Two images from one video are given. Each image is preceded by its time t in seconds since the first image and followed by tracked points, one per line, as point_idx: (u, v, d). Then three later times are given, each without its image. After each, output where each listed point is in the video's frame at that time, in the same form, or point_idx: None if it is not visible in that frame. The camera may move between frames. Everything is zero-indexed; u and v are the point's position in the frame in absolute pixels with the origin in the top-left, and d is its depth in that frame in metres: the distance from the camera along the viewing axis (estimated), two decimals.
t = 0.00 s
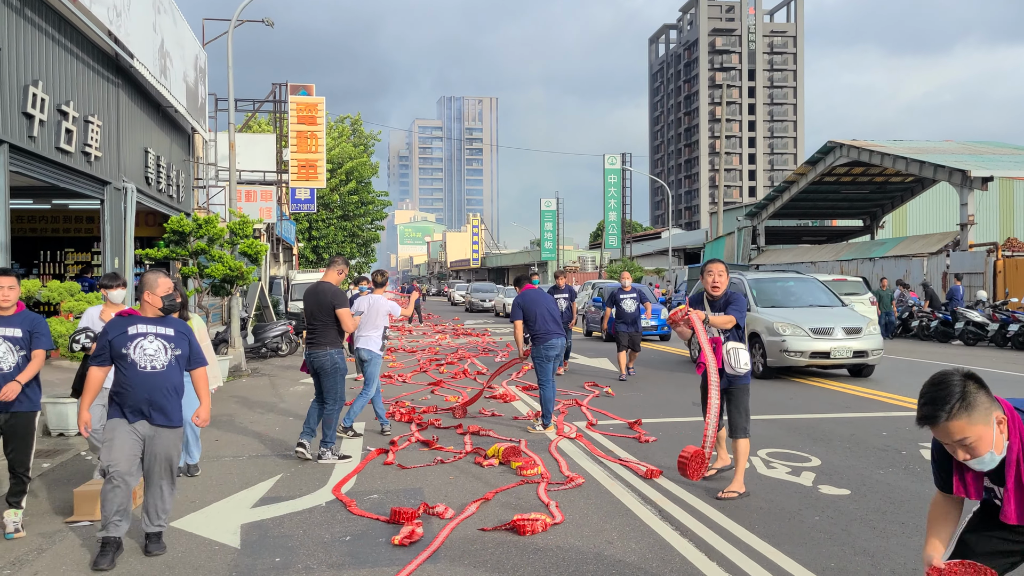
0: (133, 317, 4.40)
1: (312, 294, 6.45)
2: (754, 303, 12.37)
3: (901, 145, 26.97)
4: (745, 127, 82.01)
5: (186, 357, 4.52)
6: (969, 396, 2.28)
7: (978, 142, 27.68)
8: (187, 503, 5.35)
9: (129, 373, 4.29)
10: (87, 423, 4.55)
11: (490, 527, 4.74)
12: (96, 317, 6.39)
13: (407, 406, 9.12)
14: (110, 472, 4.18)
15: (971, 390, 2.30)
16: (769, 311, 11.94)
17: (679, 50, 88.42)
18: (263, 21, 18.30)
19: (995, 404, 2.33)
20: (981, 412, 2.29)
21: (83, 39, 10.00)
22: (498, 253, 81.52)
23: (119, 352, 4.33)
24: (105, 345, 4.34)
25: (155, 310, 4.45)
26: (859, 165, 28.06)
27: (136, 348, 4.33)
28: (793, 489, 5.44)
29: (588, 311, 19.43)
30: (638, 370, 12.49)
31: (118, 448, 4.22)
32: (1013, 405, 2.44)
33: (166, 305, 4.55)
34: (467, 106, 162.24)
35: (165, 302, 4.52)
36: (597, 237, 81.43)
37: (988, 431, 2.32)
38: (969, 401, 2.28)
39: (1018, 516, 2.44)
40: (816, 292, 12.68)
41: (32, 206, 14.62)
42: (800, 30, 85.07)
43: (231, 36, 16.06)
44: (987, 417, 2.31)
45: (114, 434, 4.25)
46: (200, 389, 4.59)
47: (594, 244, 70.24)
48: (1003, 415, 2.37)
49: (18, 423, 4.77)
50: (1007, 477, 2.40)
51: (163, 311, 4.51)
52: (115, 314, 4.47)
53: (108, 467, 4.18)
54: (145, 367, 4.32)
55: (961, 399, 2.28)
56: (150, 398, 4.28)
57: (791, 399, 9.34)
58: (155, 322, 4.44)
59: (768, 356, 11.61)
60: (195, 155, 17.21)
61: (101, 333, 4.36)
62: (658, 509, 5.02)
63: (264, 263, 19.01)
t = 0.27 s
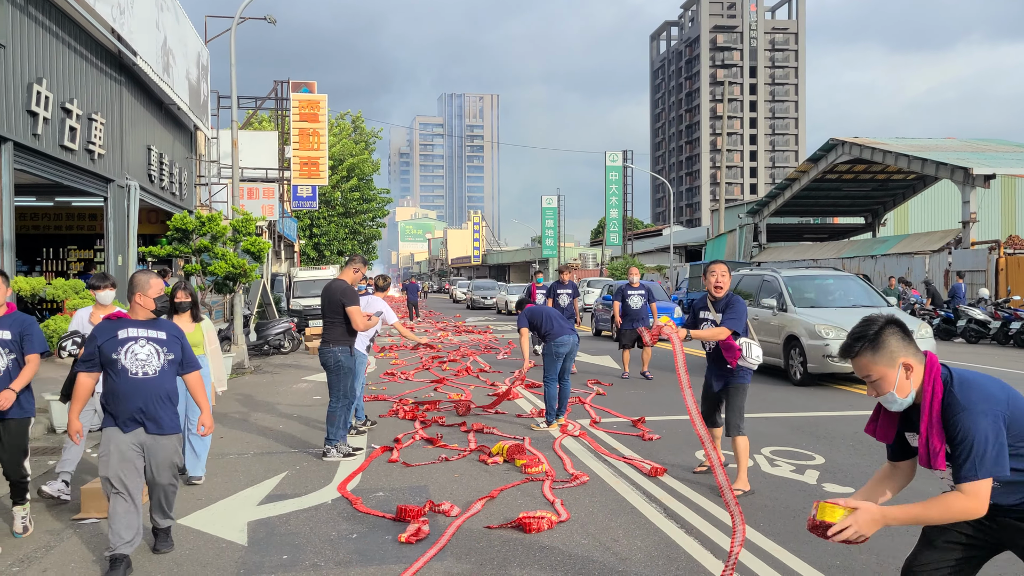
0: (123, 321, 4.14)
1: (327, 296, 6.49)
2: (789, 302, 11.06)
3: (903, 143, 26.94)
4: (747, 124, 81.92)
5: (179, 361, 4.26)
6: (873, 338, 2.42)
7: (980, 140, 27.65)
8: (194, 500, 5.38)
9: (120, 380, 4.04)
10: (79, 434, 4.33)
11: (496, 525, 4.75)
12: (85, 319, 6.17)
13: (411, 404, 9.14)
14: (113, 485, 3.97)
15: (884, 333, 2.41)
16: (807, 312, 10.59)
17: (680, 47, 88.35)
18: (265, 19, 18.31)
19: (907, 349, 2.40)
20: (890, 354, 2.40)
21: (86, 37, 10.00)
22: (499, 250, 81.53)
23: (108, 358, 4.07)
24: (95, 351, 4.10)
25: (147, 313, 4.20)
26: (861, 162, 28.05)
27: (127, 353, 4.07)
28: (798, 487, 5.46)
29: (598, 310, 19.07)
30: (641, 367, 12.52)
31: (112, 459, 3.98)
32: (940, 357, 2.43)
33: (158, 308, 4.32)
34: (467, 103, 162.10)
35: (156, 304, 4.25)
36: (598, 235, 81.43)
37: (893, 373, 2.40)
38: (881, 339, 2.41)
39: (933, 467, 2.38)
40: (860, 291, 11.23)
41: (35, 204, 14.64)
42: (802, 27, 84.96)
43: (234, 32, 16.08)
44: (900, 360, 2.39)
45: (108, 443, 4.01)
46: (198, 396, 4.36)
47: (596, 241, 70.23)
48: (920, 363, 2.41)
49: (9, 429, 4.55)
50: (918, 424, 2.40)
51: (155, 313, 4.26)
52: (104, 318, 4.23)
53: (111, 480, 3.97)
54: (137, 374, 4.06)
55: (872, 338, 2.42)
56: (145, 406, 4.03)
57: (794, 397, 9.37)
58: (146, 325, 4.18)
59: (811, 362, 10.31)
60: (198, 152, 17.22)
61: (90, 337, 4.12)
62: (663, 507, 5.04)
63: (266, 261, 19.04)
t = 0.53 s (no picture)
0: (129, 319, 4.15)
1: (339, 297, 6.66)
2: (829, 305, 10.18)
3: (903, 143, 27.00)
4: (748, 123, 81.97)
5: (183, 361, 4.29)
6: (807, 334, 2.62)
7: (981, 140, 27.70)
8: (203, 498, 5.46)
9: (127, 378, 4.05)
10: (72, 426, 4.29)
11: (501, 521, 4.83)
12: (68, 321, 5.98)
13: (414, 403, 9.23)
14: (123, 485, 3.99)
15: (820, 327, 2.61)
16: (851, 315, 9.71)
17: (680, 47, 88.44)
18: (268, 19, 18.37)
19: (840, 343, 2.60)
20: (823, 349, 2.59)
21: (92, 38, 10.09)
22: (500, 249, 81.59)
23: (114, 354, 4.07)
24: (98, 348, 4.08)
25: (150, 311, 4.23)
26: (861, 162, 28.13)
27: (133, 351, 4.08)
28: (797, 484, 5.55)
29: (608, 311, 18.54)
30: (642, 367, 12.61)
31: (120, 455, 4.00)
32: (876, 349, 2.63)
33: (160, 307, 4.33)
34: (468, 102, 162.16)
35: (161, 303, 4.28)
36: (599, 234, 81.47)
37: (827, 366, 2.61)
38: (813, 338, 2.61)
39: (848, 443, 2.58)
40: (905, 293, 10.29)
41: (40, 204, 14.71)
42: (802, 27, 85.03)
43: (238, 33, 16.17)
44: (831, 354, 2.60)
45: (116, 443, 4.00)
46: (194, 397, 4.38)
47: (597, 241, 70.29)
48: (854, 354, 2.60)
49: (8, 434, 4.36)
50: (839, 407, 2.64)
51: (158, 312, 4.28)
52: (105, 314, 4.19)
53: (122, 480, 3.98)
54: (144, 373, 4.09)
55: (806, 336, 2.63)
56: (154, 405, 4.04)
57: (794, 396, 9.47)
58: (151, 324, 4.19)
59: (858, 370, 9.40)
60: (201, 153, 17.31)
61: (94, 333, 4.08)
62: (663, 503, 5.14)
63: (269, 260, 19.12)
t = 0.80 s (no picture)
0: (154, 319, 4.10)
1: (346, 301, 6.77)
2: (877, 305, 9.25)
3: (903, 143, 27.10)
4: (748, 123, 82.07)
5: (206, 362, 4.23)
6: (780, 365, 2.72)
7: (981, 140, 27.79)
8: (214, 492, 5.57)
9: (152, 380, 3.99)
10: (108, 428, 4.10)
11: (507, 513, 4.96)
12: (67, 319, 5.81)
13: (419, 400, 9.35)
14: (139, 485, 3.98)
15: (793, 357, 2.72)
16: (903, 318, 8.78)
17: (681, 46, 88.57)
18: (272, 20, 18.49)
19: (814, 373, 2.69)
20: (798, 381, 2.68)
21: (100, 40, 10.19)
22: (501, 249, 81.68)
23: (140, 355, 4.02)
24: (125, 348, 4.03)
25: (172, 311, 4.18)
26: (861, 162, 28.24)
27: (160, 352, 4.05)
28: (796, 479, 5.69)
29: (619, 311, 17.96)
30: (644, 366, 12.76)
31: (138, 458, 3.95)
32: (848, 375, 2.74)
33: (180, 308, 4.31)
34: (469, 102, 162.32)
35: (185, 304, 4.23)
36: (600, 234, 81.58)
37: (805, 397, 2.69)
38: (787, 372, 2.70)
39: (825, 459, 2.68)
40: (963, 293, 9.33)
41: (46, 203, 14.83)
42: (803, 27, 85.10)
43: (243, 34, 16.29)
44: (804, 383, 2.68)
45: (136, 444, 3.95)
46: (206, 402, 4.29)
47: (598, 241, 70.40)
48: (828, 381, 2.70)
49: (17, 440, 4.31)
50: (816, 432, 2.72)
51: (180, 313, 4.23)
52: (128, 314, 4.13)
53: (137, 479, 3.98)
54: (169, 374, 4.04)
55: (778, 372, 2.72)
56: (177, 408, 3.99)
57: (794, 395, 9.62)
58: (175, 325, 4.15)
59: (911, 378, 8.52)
60: (205, 153, 17.43)
61: (120, 333, 4.03)
62: (666, 497, 5.26)
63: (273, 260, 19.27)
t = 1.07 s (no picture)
0: (175, 312, 4.14)
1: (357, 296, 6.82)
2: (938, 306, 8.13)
3: (904, 142, 27.17)
4: (749, 122, 82.11)
5: (227, 357, 4.26)
6: (769, 411, 2.68)
7: (981, 139, 27.86)
8: (225, 486, 5.68)
9: (172, 373, 4.03)
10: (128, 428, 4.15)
11: (513, 507, 5.07)
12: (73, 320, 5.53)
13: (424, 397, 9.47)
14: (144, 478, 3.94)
15: (780, 401, 2.69)
16: (971, 321, 7.68)
17: (682, 45, 88.61)
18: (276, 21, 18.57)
19: (801, 414, 2.66)
20: (787, 426, 2.65)
21: (107, 40, 10.28)
22: (502, 248, 81.76)
23: (160, 349, 4.05)
24: (144, 342, 4.06)
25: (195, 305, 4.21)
26: (862, 161, 28.31)
27: (180, 346, 4.08)
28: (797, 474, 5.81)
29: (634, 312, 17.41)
30: (645, 364, 12.89)
31: (156, 453, 3.96)
32: (834, 409, 2.71)
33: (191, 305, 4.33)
34: (470, 101, 162.36)
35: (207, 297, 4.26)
36: (601, 233, 81.66)
37: (798, 439, 2.64)
38: (776, 418, 2.67)
39: (829, 500, 2.65)
40: None
41: (52, 202, 14.93)
42: (804, 26, 85.06)
43: (248, 33, 16.36)
44: (794, 426, 2.65)
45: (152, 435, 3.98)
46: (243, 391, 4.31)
47: (598, 239, 70.46)
48: (816, 420, 2.66)
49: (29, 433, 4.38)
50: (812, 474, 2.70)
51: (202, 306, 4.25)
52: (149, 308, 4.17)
53: (142, 474, 3.93)
54: (190, 368, 4.07)
55: (767, 419, 2.69)
56: (197, 402, 4.03)
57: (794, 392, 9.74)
58: (196, 318, 4.18)
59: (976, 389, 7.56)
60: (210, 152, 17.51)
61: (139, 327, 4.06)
62: (669, 491, 5.36)
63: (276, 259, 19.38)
